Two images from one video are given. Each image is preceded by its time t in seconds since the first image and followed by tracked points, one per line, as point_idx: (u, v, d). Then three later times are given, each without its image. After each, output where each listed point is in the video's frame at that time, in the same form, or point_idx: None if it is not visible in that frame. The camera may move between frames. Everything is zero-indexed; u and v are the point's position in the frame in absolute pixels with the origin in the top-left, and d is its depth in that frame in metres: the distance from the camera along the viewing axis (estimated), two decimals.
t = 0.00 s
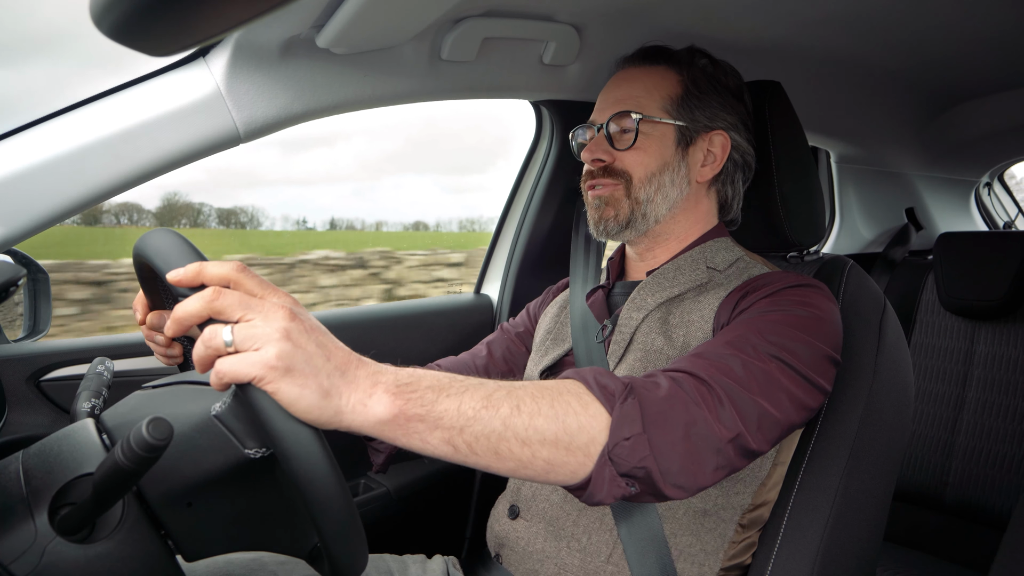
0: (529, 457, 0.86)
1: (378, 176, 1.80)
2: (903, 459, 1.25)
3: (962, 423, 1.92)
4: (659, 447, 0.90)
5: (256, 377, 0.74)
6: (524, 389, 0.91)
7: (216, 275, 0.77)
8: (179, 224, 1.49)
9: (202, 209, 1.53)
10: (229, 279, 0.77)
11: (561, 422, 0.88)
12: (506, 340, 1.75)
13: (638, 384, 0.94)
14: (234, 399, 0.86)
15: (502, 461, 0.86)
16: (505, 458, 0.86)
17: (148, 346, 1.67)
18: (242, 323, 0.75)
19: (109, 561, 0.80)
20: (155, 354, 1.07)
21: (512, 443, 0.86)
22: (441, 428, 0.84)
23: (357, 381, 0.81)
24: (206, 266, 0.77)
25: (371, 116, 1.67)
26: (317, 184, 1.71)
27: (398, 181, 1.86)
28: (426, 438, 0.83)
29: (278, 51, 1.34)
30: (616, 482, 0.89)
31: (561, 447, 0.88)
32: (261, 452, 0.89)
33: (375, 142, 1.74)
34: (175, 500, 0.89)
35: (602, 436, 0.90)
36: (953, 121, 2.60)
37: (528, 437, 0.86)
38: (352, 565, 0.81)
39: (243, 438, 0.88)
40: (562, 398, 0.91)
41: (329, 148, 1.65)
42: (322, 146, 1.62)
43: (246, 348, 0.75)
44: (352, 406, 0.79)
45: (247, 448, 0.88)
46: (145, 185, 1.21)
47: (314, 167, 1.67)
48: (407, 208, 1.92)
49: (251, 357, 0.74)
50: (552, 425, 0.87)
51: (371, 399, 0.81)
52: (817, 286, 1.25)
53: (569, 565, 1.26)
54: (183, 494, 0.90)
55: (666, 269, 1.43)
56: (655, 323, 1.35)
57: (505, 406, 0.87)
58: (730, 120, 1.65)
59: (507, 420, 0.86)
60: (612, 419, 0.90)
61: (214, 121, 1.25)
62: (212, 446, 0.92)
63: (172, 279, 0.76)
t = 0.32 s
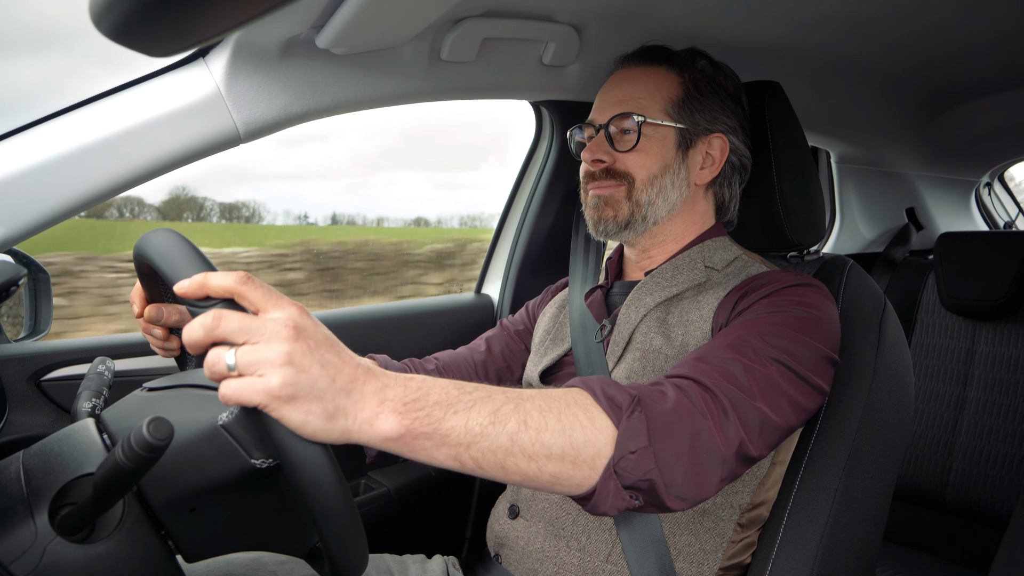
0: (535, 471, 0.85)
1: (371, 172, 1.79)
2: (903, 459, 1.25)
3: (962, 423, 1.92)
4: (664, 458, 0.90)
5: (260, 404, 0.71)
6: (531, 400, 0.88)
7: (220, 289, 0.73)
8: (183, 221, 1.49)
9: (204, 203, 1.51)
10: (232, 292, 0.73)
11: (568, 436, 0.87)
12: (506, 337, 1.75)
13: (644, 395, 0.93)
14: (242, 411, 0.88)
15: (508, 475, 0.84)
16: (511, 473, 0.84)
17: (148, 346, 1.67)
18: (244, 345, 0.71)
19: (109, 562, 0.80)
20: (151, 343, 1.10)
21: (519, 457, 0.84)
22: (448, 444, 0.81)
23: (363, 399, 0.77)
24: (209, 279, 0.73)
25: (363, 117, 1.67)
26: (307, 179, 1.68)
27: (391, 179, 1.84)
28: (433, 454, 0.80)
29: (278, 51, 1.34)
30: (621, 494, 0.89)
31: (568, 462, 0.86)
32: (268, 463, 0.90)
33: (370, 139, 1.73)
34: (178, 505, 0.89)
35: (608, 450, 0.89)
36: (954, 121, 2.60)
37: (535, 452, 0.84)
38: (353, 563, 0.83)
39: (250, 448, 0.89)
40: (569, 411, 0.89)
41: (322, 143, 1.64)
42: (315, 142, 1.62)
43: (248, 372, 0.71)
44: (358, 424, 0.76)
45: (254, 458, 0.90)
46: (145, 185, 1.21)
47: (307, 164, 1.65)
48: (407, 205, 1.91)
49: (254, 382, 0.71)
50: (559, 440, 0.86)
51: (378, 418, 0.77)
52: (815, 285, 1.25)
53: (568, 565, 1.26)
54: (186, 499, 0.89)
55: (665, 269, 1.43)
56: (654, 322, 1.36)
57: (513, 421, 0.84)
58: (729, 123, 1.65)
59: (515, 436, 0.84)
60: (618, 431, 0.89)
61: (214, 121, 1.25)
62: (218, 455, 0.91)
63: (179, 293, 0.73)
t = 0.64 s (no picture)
0: (539, 473, 0.84)
1: (366, 176, 1.77)
2: (903, 458, 1.25)
3: (962, 423, 1.91)
4: (666, 460, 0.90)
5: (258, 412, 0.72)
6: (536, 402, 0.88)
7: (216, 297, 0.73)
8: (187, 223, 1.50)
9: (210, 206, 1.53)
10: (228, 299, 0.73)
11: (570, 439, 0.86)
12: (504, 337, 1.75)
13: (647, 396, 0.93)
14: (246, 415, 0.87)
15: (511, 477, 0.84)
16: (514, 475, 0.84)
17: (148, 346, 1.67)
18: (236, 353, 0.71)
19: (109, 562, 0.80)
20: (149, 343, 1.10)
21: (522, 459, 0.84)
22: (451, 448, 0.81)
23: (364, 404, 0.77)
24: (206, 286, 0.73)
25: (360, 117, 1.65)
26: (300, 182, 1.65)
27: (384, 181, 1.81)
28: (435, 458, 0.81)
29: (278, 51, 1.34)
30: (622, 496, 0.88)
31: (570, 464, 0.86)
32: (270, 465, 0.90)
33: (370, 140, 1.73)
34: (180, 507, 0.89)
35: (611, 451, 0.88)
36: (953, 121, 2.60)
37: (538, 454, 0.84)
38: (353, 563, 0.84)
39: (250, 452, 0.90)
40: (573, 413, 0.88)
41: (317, 147, 1.62)
42: (310, 146, 1.60)
43: (242, 380, 0.71)
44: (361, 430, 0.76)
45: (254, 460, 0.90)
46: (145, 184, 1.21)
47: (301, 168, 1.63)
48: (404, 207, 1.90)
49: (248, 391, 0.71)
50: (563, 442, 0.85)
51: (382, 423, 0.77)
52: (814, 285, 1.25)
53: (568, 565, 1.26)
54: (188, 501, 0.89)
55: (660, 269, 1.43)
56: (653, 321, 1.36)
57: (518, 425, 0.84)
58: (722, 123, 1.64)
59: (518, 440, 0.83)
60: (621, 433, 0.89)
61: (214, 121, 1.25)
62: (218, 457, 0.90)
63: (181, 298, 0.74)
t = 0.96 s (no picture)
0: (537, 472, 0.84)
1: (366, 189, 1.75)
2: (903, 457, 1.25)
3: (962, 423, 1.91)
4: (663, 461, 0.90)
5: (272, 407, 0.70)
6: (530, 402, 0.88)
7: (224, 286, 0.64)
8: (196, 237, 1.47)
9: (218, 215, 1.50)
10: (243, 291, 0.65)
11: (568, 439, 0.86)
12: (508, 332, 1.75)
13: (644, 395, 0.93)
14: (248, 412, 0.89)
15: (510, 477, 0.83)
16: (512, 474, 0.84)
17: (148, 346, 1.67)
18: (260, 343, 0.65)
19: (109, 561, 0.80)
20: (150, 343, 1.10)
21: (519, 459, 0.83)
22: (450, 448, 0.80)
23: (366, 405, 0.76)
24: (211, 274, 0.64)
25: (360, 119, 1.66)
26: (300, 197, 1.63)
27: (384, 196, 1.81)
28: (434, 459, 0.80)
29: (277, 52, 1.34)
30: (620, 494, 0.89)
31: (569, 463, 0.86)
32: (269, 465, 0.91)
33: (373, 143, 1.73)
34: (178, 506, 0.88)
35: (607, 450, 0.88)
36: (954, 121, 2.60)
37: (535, 453, 0.84)
38: (353, 562, 0.84)
39: (250, 452, 0.91)
40: (568, 413, 0.89)
41: (314, 161, 1.60)
42: (308, 159, 1.59)
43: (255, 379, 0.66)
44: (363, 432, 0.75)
45: (254, 459, 0.90)
46: (145, 185, 1.21)
47: (300, 181, 1.61)
48: (404, 214, 1.90)
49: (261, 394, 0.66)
50: (560, 442, 0.86)
51: (381, 423, 0.76)
52: (815, 282, 1.25)
53: (566, 563, 1.26)
54: (187, 500, 0.89)
55: (664, 265, 1.43)
56: (654, 317, 1.36)
57: (513, 423, 0.84)
58: (727, 122, 1.64)
59: (515, 438, 0.83)
60: (617, 433, 0.89)
61: (214, 122, 1.25)
62: (218, 456, 0.91)
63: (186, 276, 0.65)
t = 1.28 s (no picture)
0: (535, 505, 0.84)
1: (362, 197, 1.76)
2: (903, 458, 1.25)
3: (962, 423, 1.91)
4: (666, 499, 0.90)
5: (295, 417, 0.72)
6: (536, 437, 0.87)
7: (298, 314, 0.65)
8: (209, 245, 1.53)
9: (229, 224, 1.56)
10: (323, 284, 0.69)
11: (569, 476, 0.85)
12: (506, 335, 1.74)
13: (652, 435, 0.92)
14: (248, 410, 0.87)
15: (507, 508, 0.84)
16: (510, 506, 0.84)
17: (148, 346, 1.67)
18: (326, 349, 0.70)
19: (109, 561, 0.80)
20: (150, 343, 1.10)
21: (518, 493, 0.83)
22: (450, 477, 0.82)
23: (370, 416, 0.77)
24: (286, 308, 0.64)
25: (360, 119, 1.65)
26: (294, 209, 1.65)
27: (381, 203, 1.82)
28: (433, 486, 0.82)
29: (277, 52, 1.34)
30: (620, 532, 0.88)
31: (567, 500, 0.85)
32: (269, 463, 0.90)
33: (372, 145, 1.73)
34: (177, 506, 0.88)
35: (610, 490, 0.88)
36: (955, 121, 2.59)
37: (534, 489, 0.83)
38: (351, 562, 0.84)
39: (250, 449, 0.89)
40: (572, 451, 0.87)
41: (314, 169, 1.63)
42: (306, 168, 1.61)
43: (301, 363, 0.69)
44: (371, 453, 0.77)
45: (254, 458, 0.89)
46: (146, 186, 1.21)
47: (296, 189, 1.63)
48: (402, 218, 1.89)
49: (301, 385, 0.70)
50: (561, 479, 0.85)
51: (385, 448, 0.78)
52: (821, 294, 1.25)
53: (566, 564, 1.26)
54: (185, 501, 0.88)
55: (669, 271, 1.42)
56: (657, 326, 1.36)
57: (515, 458, 0.84)
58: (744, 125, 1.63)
59: (516, 473, 0.83)
60: (622, 474, 0.89)
61: (214, 122, 1.25)
62: (218, 456, 0.90)
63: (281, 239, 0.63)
